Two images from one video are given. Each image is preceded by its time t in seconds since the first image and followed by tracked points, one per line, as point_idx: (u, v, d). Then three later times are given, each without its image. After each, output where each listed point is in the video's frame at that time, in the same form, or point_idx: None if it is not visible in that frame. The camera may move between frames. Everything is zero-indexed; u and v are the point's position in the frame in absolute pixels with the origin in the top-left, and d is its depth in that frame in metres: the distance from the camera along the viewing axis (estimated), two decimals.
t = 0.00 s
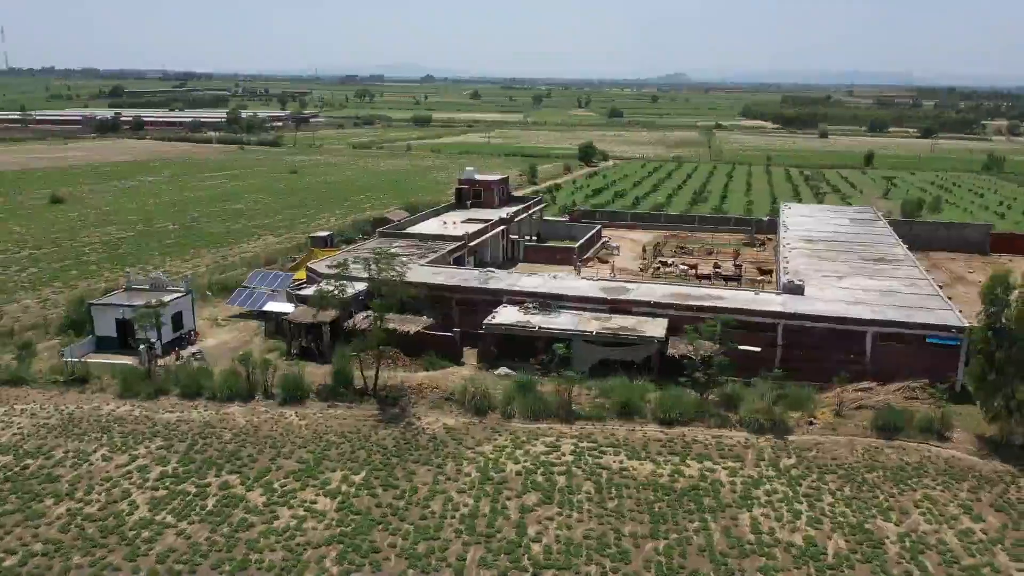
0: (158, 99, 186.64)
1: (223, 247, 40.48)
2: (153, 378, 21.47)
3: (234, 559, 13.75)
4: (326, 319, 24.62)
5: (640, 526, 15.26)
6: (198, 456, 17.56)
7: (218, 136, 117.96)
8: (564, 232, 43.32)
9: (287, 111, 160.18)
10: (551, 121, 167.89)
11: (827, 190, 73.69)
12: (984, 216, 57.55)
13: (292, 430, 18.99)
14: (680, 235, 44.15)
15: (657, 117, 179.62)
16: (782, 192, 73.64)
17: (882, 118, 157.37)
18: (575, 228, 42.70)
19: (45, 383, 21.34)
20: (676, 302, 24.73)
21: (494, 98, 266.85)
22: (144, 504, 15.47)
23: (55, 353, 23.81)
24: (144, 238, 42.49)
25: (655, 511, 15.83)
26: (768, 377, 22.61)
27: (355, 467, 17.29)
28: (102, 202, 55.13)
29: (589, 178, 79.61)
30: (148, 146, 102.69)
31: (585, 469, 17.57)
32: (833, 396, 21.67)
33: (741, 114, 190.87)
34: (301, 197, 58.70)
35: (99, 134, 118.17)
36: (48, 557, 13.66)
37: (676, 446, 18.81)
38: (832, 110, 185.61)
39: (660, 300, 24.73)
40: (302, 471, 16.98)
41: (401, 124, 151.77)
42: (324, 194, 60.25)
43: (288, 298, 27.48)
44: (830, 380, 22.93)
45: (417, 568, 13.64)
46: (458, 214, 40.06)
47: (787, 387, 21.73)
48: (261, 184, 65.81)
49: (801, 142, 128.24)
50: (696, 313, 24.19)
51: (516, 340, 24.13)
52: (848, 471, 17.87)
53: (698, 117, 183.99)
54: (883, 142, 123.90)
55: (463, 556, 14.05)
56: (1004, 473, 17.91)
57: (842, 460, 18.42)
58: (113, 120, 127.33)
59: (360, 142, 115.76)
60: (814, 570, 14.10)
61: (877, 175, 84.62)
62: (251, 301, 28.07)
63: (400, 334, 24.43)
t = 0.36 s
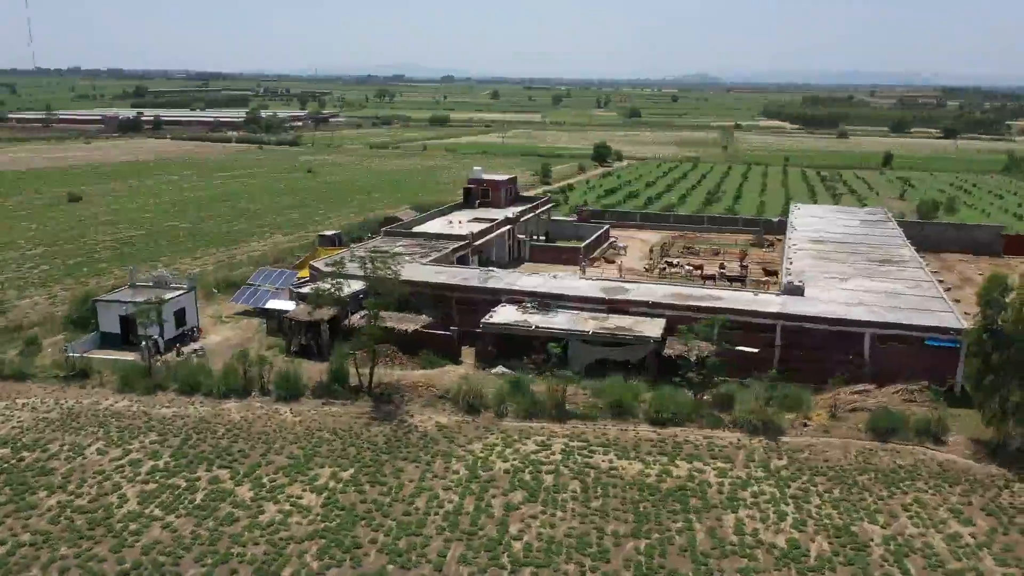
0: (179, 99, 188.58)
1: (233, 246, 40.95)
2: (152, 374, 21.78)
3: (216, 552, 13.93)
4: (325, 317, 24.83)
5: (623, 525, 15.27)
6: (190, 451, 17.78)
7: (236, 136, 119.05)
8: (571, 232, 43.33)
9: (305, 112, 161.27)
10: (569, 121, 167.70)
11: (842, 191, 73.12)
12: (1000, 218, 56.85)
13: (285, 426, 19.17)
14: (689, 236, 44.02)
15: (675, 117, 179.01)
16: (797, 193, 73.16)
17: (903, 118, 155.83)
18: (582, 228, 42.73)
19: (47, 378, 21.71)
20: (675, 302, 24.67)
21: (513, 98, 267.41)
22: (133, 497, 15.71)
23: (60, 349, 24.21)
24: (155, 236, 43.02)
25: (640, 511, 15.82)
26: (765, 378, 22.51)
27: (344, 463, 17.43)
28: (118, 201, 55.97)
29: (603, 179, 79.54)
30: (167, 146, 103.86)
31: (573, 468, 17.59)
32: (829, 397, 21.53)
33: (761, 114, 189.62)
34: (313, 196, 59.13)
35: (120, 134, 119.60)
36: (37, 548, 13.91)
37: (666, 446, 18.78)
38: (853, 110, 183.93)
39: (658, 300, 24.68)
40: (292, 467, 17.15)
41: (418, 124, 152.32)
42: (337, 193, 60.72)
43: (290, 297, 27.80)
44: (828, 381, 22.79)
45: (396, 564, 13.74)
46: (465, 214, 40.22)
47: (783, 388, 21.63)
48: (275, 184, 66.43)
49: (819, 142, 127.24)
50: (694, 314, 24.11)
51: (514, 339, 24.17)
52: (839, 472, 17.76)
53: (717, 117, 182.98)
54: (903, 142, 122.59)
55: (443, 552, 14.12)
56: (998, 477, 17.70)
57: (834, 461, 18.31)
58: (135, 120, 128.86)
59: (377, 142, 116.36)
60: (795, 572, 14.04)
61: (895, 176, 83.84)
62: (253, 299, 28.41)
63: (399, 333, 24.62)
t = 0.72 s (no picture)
0: (212, 99, 191.38)
1: (253, 243, 41.54)
2: (161, 367, 22.20)
3: (207, 542, 14.20)
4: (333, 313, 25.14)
5: (611, 524, 15.29)
6: (191, 443, 18.12)
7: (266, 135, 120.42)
8: (588, 232, 43.33)
9: (335, 112, 162.70)
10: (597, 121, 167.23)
11: (870, 193, 72.21)
12: None
13: (284, 421, 19.42)
14: (706, 237, 43.81)
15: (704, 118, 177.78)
16: (823, 194, 72.31)
17: (938, 120, 153.21)
18: (599, 228, 42.73)
19: (60, 371, 22.23)
20: (680, 302, 24.62)
21: (542, 98, 267.39)
22: (131, 488, 16.07)
23: (75, 342, 24.75)
24: (178, 234, 43.71)
25: (630, 510, 15.81)
26: (768, 380, 22.36)
27: (341, 457, 17.64)
28: (146, 198, 57.10)
29: (627, 179, 79.28)
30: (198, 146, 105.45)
31: (566, 467, 17.62)
32: (832, 400, 21.32)
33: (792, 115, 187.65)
34: (335, 195, 59.70)
35: (154, 134, 121.61)
36: (35, 535, 14.29)
37: (662, 446, 18.76)
38: (887, 109, 181.13)
39: (664, 300, 24.68)
40: (288, 461, 17.41)
41: (446, 124, 152.90)
42: (360, 192, 61.32)
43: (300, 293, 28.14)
44: (832, 383, 22.63)
45: (383, 558, 13.89)
46: (481, 212, 40.42)
47: (786, 391, 21.45)
48: (301, 183, 67.12)
49: (850, 143, 125.55)
50: (699, 315, 24.03)
51: (518, 338, 24.30)
52: (836, 475, 17.59)
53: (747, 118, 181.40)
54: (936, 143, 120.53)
55: (429, 548, 14.25)
56: (999, 484, 17.43)
57: (831, 464, 18.15)
58: (168, 120, 130.84)
59: (404, 142, 116.98)
60: (782, 574, 13.95)
61: (925, 177, 82.47)
62: (263, 295, 28.83)
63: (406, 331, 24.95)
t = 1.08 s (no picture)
0: (238, 100, 193.47)
1: (267, 241, 41.98)
2: (166, 363, 22.56)
3: (196, 534, 14.43)
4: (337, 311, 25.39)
5: (598, 523, 15.30)
6: (189, 437, 18.40)
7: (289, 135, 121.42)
8: (600, 232, 43.31)
9: (359, 112, 163.74)
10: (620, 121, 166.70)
11: (891, 194, 71.43)
12: None
13: (282, 417, 19.65)
14: (720, 237, 43.62)
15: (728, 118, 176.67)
16: (844, 195, 71.59)
17: (966, 120, 151.02)
18: (612, 228, 42.69)
19: (68, 366, 22.67)
20: (682, 303, 24.54)
21: (566, 98, 267.01)
22: (127, 480, 16.38)
23: (86, 338, 25.21)
24: (194, 232, 44.30)
25: (618, 509, 15.81)
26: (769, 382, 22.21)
27: (335, 453, 17.82)
28: (166, 196, 57.92)
29: (647, 179, 79.01)
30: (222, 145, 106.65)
31: (557, 465, 17.66)
32: (833, 402, 21.14)
33: (818, 116, 185.77)
34: (353, 194, 60.13)
35: (180, 133, 123.12)
36: (30, 524, 14.62)
37: (656, 446, 18.73)
38: (915, 109, 178.72)
39: (666, 301, 24.63)
40: (283, 456, 17.62)
41: (468, 124, 153.27)
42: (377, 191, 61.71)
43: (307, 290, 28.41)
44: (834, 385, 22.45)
45: (368, 553, 14.03)
46: (493, 211, 40.57)
47: (786, 393, 21.29)
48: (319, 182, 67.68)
49: (874, 144, 124.05)
50: (701, 316, 23.94)
51: (519, 337, 24.39)
52: (830, 478, 17.45)
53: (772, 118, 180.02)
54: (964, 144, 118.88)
55: (415, 543, 14.37)
56: (997, 489, 17.18)
57: (826, 467, 17.99)
58: (193, 119, 132.40)
59: (425, 142, 117.47)
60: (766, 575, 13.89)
61: (950, 178, 81.37)
62: (272, 291, 29.14)
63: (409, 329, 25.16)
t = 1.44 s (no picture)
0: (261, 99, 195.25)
1: (278, 240, 42.38)
2: (168, 357, 22.91)
3: (180, 526, 14.68)
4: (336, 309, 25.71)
5: (579, 521, 15.36)
6: (182, 432, 18.70)
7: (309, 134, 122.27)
8: (609, 232, 43.25)
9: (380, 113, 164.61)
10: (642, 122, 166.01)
11: (911, 196, 70.61)
12: None
13: (276, 413, 19.89)
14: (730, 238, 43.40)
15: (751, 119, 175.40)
16: (863, 196, 70.83)
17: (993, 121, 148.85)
18: (621, 228, 42.61)
19: (72, 361, 23.09)
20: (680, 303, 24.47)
21: (587, 99, 266.01)
22: (118, 472, 16.69)
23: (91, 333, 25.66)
24: (208, 230, 44.83)
25: (600, 509, 15.84)
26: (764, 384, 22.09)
27: (324, 449, 18.03)
28: (183, 195, 58.59)
29: (663, 180, 78.70)
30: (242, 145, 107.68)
31: (544, 464, 17.70)
32: (828, 405, 20.99)
33: (842, 116, 183.98)
34: (367, 194, 60.45)
35: (202, 133, 124.41)
36: (21, 514, 14.95)
37: (644, 446, 18.73)
38: (941, 109, 176.40)
39: (664, 301, 24.59)
40: (273, 451, 17.85)
41: (488, 124, 153.53)
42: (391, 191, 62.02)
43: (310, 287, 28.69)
44: (831, 388, 22.27)
45: (347, 547, 14.19)
46: (502, 211, 40.69)
47: (781, 395, 21.16)
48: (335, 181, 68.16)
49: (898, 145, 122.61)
50: (698, 316, 23.86)
51: (517, 335, 24.45)
52: (817, 480, 17.35)
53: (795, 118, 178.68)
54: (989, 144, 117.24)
55: (393, 539, 14.51)
56: (988, 494, 16.98)
57: (815, 469, 17.88)
58: (216, 119, 133.68)
59: (444, 141, 117.80)
60: None
61: (972, 179, 80.23)
62: (277, 289, 29.50)
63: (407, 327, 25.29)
